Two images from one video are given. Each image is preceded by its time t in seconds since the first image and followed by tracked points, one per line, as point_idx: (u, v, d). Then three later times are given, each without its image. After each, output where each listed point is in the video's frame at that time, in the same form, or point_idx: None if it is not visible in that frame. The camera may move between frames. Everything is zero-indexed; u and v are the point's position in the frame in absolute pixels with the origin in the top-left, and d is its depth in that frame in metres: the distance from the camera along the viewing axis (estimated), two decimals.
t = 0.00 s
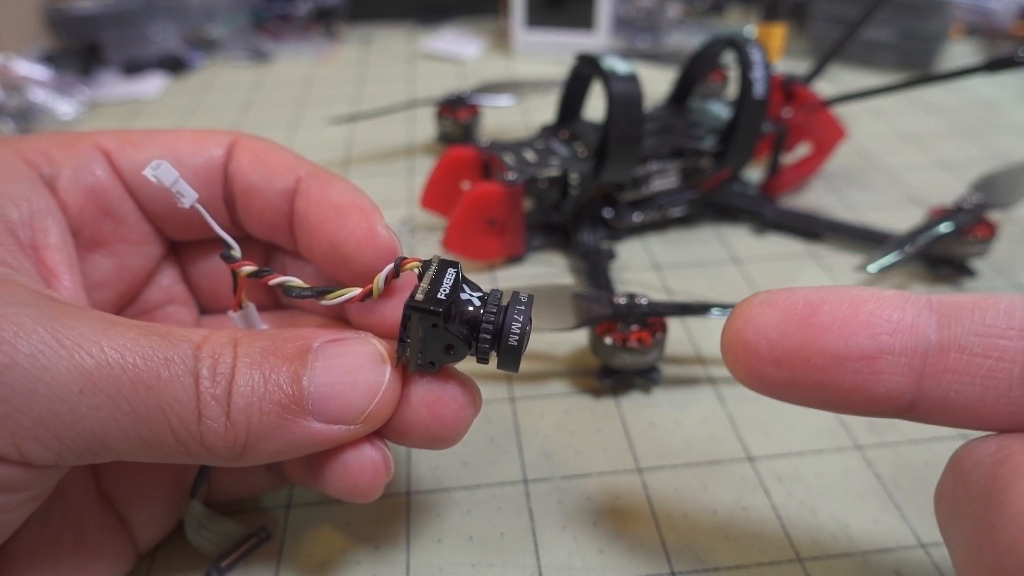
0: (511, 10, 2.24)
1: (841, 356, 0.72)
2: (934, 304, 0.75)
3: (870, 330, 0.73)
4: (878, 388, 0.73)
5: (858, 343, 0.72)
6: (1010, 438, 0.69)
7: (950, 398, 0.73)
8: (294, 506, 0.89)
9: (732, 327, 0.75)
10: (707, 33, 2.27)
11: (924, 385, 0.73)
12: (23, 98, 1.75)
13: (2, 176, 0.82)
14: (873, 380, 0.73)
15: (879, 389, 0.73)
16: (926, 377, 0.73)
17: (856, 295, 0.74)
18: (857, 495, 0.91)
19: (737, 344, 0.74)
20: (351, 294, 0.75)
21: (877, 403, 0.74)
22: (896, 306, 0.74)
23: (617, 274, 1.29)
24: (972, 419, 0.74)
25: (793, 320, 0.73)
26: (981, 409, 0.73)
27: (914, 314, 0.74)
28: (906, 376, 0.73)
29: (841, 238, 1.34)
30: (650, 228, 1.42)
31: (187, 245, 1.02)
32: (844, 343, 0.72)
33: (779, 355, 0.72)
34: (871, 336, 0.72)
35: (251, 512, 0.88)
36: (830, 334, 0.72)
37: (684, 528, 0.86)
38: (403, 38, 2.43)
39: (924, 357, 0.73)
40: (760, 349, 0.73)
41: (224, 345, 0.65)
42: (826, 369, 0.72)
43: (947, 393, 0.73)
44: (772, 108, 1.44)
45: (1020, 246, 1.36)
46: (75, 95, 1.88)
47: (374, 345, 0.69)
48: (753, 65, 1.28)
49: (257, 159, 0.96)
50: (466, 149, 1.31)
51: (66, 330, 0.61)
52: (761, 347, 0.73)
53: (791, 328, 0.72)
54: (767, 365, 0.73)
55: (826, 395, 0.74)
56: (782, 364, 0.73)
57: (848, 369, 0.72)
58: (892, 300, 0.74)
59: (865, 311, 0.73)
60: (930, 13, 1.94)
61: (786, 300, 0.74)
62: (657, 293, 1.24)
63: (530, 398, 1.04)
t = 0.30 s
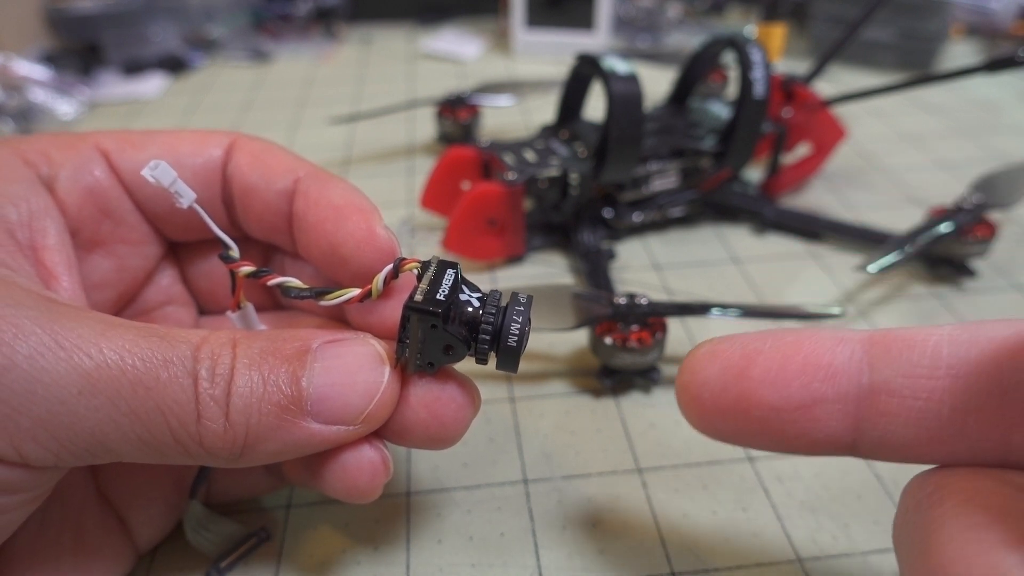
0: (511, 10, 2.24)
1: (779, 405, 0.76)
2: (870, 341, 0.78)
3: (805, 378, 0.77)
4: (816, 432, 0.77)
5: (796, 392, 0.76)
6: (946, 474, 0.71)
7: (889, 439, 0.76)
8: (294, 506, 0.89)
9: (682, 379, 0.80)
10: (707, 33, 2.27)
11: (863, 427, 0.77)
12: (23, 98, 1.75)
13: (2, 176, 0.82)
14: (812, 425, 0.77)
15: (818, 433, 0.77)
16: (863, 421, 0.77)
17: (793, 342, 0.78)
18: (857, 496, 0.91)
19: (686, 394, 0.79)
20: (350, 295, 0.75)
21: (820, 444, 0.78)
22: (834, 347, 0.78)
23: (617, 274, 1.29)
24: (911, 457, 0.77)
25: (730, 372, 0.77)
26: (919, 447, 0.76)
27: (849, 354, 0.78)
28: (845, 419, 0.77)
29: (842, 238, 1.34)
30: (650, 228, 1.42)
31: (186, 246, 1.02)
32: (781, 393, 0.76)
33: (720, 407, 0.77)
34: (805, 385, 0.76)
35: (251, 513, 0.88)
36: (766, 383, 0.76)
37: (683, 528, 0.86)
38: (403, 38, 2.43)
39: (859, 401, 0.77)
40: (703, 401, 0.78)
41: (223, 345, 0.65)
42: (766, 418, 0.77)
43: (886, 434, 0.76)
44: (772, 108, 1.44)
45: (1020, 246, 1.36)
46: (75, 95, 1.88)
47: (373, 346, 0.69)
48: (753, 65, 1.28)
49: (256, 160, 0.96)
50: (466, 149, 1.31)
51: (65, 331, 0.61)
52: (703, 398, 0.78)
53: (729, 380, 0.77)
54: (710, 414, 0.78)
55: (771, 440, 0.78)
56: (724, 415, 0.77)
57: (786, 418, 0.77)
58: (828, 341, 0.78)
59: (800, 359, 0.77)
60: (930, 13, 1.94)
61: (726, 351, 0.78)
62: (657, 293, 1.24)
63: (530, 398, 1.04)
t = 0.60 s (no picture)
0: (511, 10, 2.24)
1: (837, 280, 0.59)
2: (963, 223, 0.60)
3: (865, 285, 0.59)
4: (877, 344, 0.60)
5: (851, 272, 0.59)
6: None
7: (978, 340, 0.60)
8: (294, 506, 0.89)
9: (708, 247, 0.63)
10: (707, 33, 2.27)
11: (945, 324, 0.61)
12: (23, 98, 1.75)
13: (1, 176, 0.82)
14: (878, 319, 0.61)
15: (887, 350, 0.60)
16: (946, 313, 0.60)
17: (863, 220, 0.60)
18: (858, 496, 0.91)
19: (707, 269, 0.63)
20: (348, 293, 0.75)
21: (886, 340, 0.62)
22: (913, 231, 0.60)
23: (617, 274, 1.29)
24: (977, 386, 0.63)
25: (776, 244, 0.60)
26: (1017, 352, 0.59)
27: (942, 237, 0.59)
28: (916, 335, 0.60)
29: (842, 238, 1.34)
30: (651, 228, 1.42)
31: (185, 246, 1.02)
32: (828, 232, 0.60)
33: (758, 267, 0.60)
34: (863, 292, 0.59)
35: (250, 512, 0.88)
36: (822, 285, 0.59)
37: (683, 527, 0.86)
38: (403, 38, 2.43)
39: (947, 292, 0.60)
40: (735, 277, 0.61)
41: (221, 344, 0.65)
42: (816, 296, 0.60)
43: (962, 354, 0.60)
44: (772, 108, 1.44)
45: (1021, 246, 1.36)
46: (75, 95, 1.88)
47: (372, 344, 0.69)
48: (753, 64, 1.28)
49: (255, 160, 0.96)
50: (466, 149, 1.31)
51: (63, 330, 0.61)
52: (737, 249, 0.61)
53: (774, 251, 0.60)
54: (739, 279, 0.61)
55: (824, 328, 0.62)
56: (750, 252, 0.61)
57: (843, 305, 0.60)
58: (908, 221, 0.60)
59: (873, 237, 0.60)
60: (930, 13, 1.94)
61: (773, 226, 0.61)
62: (657, 293, 1.24)
63: (530, 398, 1.04)
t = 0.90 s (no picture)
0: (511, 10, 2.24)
1: (843, 296, 0.71)
2: (943, 246, 0.73)
3: (860, 283, 0.71)
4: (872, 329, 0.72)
5: (856, 275, 0.71)
6: None
7: (958, 344, 0.72)
8: (294, 506, 0.89)
9: (725, 274, 0.74)
10: (707, 33, 2.27)
11: (931, 329, 0.72)
12: (23, 98, 1.75)
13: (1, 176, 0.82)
14: (874, 324, 0.72)
15: (879, 332, 0.72)
16: (933, 322, 0.72)
17: (860, 238, 0.73)
18: (857, 495, 0.91)
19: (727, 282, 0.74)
20: (351, 294, 0.75)
21: (881, 347, 0.73)
22: (901, 248, 0.73)
23: (617, 274, 1.29)
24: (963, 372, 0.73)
25: (789, 264, 0.71)
26: (992, 356, 0.71)
27: (924, 259, 0.73)
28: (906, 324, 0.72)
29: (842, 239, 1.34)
30: (651, 228, 1.42)
31: (186, 246, 1.02)
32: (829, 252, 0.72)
33: (777, 282, 0.71)
34: (857, 288, 0.71)
35: (251, 512, 0.88)
36: (826, 279, 0.71)
37: (683, 527, 0.86)
38: (403, 38, 2.43)
39: (930, 301, 0.72)
40: (753, 296, 0.72)
41: (223, 344, 0.65)
42: (825, 312, 0.71)
43: (954, 339, 0.72)
44: (772, 108, 1.44)
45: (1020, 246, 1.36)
46: (75, 95, 1.88)
47: (373, 344, 0.69)
48: (753, 65, 1.28)
49: (256, 161, 0.96)
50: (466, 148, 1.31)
51: (65, 330, 0.61)
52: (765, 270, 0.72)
53: (787, 272, 0.71)
54: (760, 311, 0.72)
55: (825, 340, 0.73)
56: (770, 282, 0.72)
57: (847, 312, 0.71)
58: (896, 242, 0.73)
59: (869, 253, 0.72)
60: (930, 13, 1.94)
61: (785, 244, 0.73)
62: (657, 293, 1.24)
63: (530, 398, 1.04)
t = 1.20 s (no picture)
0: (511, 10, 2.24)
1: (813, 347, 0.70)
2: (902, 299, 0.73)
3: (835, 332, 0.71)
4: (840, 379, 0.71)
5: (825, 326, 0.71)
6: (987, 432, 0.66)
7: (919, 393, 0.71)
8: (294, 506, 0.89)
9: (703, 326, 0.74)
10: (707, 33, 2.27)
11: (894, 379, 0.71)
12: (23, 98, 1.75)
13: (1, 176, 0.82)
14: (842, 374, 0.71)
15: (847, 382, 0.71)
16: (896, 372, 0.71)
17: (826, 291, 0.73)
18: (857, 496, 0.91)
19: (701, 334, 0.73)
20: (350, 295, 0.75)
21: (847, 397, 0.72)
22: (864, 301, 0.73)
23: (617, 274, 1.29)
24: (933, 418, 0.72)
25: (761, 316, 0.71)
26: (950, 403, 0.71)
27: (886, 311, 0.72)
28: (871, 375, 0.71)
29: (842, 238, 1.34)
30: (651, 227, 1.42)
31: (186, 247, 1.02)
32: (797, 305, 0.72)
33: (751, 332, 0.71)
34: (831, 337, 0.70)
35: (251, 512, 0.88)
36: (798, 329, 0.70)
37: (683, 527, 0.86)
38: (403, 38, 2.43)
39: (893, 351, 0.71)
40: (729, 345, 0.71)
41: (223, 345, 0.65)
42: (797, 362, 0.70)
43: (917, 388, 0.71)
44: (771, 108, 1.44)
45: (1020, 246, 1.36)
46: (75, 95, 1.88)
47: (372, 345, 0.69)
48: (753, 65, 1.28)
49: (256, 162, 0.96)
50: (466, 148, 1.31)
51: (65, 331, 0.61)
52: (737, 321, 0.71)
53: (759, 323, 0.71)
54: (736, 360, 0.71)
55: (796, 391, 0.71)
56: (743, 332, 0.71)
57: (817, 363, 0.70)
58: (860, 296, 0.73)
59: (835, 306, 0.72)
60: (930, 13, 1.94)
61: (756, 296, 0.73)
62: (657, 293, 1.24)
63: (530, 398, 1.04)
